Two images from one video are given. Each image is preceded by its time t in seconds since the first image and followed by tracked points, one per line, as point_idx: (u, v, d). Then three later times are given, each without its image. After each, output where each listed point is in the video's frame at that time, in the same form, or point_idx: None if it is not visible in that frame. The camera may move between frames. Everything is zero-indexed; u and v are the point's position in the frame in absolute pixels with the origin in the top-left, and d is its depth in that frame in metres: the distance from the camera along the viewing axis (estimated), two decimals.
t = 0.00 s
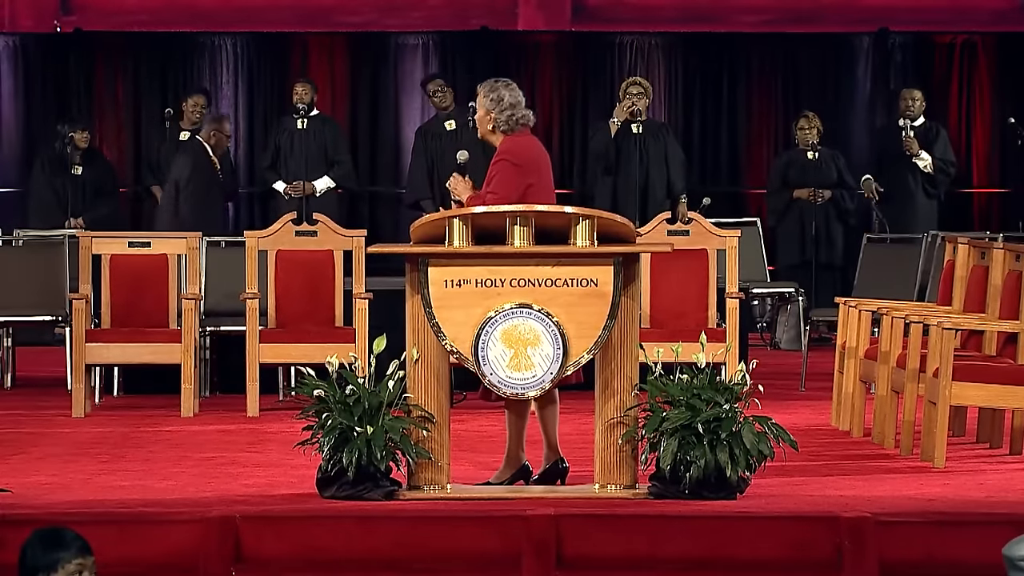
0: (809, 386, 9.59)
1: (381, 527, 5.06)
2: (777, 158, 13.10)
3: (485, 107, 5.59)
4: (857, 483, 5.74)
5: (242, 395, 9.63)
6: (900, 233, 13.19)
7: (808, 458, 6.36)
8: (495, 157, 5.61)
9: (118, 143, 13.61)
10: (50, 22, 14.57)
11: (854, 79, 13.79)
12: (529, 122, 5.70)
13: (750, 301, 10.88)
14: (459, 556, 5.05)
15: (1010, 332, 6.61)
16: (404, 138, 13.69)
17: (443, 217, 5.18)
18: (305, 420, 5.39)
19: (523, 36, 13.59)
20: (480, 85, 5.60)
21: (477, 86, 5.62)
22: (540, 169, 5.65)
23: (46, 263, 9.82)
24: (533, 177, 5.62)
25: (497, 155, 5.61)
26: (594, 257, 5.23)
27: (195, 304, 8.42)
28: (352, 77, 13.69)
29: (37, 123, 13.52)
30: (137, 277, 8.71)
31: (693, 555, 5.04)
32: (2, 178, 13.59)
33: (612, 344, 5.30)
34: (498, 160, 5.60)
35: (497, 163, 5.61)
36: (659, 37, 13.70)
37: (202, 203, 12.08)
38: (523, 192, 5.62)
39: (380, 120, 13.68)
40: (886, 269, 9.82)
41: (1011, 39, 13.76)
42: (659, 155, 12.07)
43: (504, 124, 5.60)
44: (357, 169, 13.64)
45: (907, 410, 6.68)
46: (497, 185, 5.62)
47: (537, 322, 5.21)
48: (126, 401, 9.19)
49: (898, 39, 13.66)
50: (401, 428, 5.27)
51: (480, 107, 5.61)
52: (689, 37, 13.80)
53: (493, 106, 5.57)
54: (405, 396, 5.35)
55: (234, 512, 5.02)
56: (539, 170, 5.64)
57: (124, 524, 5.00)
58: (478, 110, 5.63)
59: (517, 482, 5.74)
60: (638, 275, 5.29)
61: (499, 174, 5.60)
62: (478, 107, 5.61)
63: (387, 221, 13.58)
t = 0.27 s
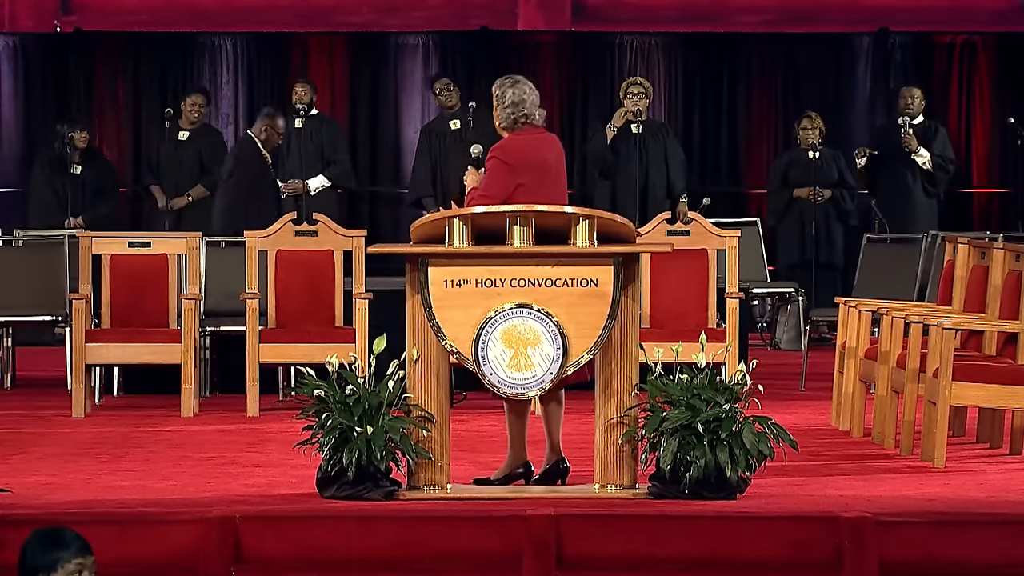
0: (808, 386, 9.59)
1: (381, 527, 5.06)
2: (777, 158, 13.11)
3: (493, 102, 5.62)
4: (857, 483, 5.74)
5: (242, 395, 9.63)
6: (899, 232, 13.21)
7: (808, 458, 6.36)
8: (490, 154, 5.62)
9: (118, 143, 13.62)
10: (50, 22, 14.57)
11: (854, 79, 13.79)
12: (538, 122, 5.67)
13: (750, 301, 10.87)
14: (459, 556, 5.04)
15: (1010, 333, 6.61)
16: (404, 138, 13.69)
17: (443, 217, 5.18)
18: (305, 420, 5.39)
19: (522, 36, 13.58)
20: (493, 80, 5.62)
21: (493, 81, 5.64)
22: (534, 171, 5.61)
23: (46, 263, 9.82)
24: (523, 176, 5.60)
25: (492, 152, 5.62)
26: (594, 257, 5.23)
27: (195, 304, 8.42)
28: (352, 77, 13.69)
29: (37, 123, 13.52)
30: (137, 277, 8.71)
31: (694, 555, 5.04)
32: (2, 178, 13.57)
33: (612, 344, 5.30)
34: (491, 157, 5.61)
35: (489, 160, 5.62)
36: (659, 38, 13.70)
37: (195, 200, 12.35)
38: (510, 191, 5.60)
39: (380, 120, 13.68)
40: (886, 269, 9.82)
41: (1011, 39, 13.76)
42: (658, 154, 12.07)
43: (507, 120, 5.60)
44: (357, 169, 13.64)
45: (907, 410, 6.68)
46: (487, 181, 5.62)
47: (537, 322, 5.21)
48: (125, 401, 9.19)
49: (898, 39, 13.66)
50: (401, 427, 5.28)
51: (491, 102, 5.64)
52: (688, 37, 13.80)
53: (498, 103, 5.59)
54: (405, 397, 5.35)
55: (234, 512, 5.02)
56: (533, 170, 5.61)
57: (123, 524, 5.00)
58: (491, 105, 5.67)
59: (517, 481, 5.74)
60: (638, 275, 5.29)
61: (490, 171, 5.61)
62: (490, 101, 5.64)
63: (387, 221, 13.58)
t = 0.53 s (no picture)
0: (809, 386, 9.59)
1: (381, 527, 5.06)
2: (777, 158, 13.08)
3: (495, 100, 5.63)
4: (857, 483, 5.74)
5: (242, 395, 9.63)
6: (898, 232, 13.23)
7: (808, 458, 6.36)
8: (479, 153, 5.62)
9: (119, 143, 13.63)
10: (50, 22, 14.57)
11: (854, 79, 13.80)
12: (537, 123, 5.63)
13: (750, 301, 10.86)
14: (459, 556, 5.04)
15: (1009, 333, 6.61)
16: (404, 138, 13.68)
17: (443, 217, 5.18)
18: (305, 420, 5.39)
19: (522, 36, 13.57)
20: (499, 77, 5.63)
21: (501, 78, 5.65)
22: (517, 173, 5.56)
23: (46, 263, 9.82)
24: (502, 179, 5.56)
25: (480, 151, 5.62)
26: (594, 257, 5.22)
27: (195, 304, 8.42)
28: (353, 78, 13.69)
29: (37, 123, 13.51)
30: (137, 277, 8.71)
31: (694, 555, 5.04)
32: (2, 178, 13.56)
33: (612, 344, 5.30)
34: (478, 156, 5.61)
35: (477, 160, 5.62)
36: (659, 38, 13.70)
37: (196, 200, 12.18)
38: (490, 194, 5.58)
39: (380, 121, 13.69)
40: (886, 269, 9.82)
41: (1011, 39, 13.77)
42: (658, 154, 12.07)
43: (500, 120, 5.61)
44: (356, 170, 13.65)
45: (907, 411, 6.68)
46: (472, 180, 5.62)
47: (537, 322, 5.21)
48: (126, 401, 9.19)
49: (898, 39, 13.67)
50: (401, 428, 5.28)
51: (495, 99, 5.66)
52: (688, 36, 13.80)
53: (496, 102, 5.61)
54: (405, 397, 5.35)
55: (234, 512, 5.01)
56: (514, 172, 5.56)
57: (124, 524, 5.00)
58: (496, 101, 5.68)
59: (517, 481, 5.74)
60: (638, 275, 5.29)
61: (475, 169, 5.61)
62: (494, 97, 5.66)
63: (387, 221, 13.59)
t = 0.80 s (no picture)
0: (808, 386, 9.59)
1: (381, 527, 5.06)
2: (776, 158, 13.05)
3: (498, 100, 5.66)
4: (857, 483, 5.74)
5: (242, 395, 9.63)
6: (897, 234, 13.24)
7: (808, 458, 6.36)
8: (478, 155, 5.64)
9: (119, 143, 13.64)
10: (50, 22, 14.57)
11: (854, 79, 13.79)
12: (538, 125, 5.64)
13: (750, 301, 10.85)
14: (458, 556, 5.04)
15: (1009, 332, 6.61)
16: (404, 137, 13.65)
17: (443, 217, 5.18)
18: (305, 420, 5.39)
19: (523, 36, 13.56)
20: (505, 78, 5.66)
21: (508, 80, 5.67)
22: (512, 173, 5.56)
23: (46, 263, 9.82)
24: (498, 179, 5.56)
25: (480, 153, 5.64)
26: (594, 257, 5.22)
27: (195, 304, 8.42)
28: (353, 78, 13.69)
29: (37, 123, 13.52)
30: (137, 277, 8.71)
31: (694, 555, 5.04)
32: (2, 178, 13.57)
33: (612, 344, 5.30)
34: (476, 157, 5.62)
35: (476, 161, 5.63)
36: (659, 37, 13.68)
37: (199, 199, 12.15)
38: (486, 194, 5.57)
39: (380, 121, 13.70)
40: (886, 268, 9.82)
41: (1011, 40, 13.77)
42: (659, 155, 12.09)
43: (501, 120, 5.63)
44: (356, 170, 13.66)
45: (907, 411, 6.68)
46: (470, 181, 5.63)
47: (537, 322, 5.21)
48: (126, 401, 9.19)
49: (899, 39, 13.65)
50: (401, 427, 5.27)
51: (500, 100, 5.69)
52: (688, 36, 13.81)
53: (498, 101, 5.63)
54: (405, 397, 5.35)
55: (234, 512, 5.01)
56: (510, 172, 5.56)
57: (124, 524, 5.00)
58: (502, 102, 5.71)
59: (518, 481, 5.74)
60: (638, 275, 5.29)
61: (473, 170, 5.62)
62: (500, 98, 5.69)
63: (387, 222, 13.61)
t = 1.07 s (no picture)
0: (808, 386, 9.59)
1: (380, 527, 5.06)
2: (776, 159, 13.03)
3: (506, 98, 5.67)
4: (856, 483, 5.75)
5: (242, 395, 9.63)
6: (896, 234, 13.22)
7: (808, 458, 6.36)
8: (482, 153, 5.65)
9: (119, 143, 13.64)
10: (50, 22, 14.57)
11: (854, 79, 13.80)
12: (541, 124, 5.64)
13: (751, 302, 10.85)
14: (458, 556, 5.04)
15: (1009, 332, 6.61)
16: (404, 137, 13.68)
17: (443, 216, 5.18)
18: (305, 420, 5.39)
19: (523, 36, 13.56)
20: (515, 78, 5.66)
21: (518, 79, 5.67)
22: (514, 172, 5.56)
23: (46, 263, 9.82)
24: (500, 178, 5.56)
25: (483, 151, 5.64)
26: (594, 257, 5.22)
27: (194, 304, 8.42)
28: (353, 78, 13.69)
29: (37, 123, 13.51)
30: (137, 277, 8.71)
31: (694, 555, 5.04)
32: (2, 178, 13.57)
33: (612, 344, 5.30)
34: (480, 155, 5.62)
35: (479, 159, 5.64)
36: (659, 38, 13.69)
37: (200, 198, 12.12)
38: (488, 195, 5.58)
39: (380, 122, 13.70)
40: (886, 268, 9.82)
41: (1011, 40, 13.77)
42: (659, 155, 12.08)
43: (506, 118, 5.64)
44: (356, 169, 13.66)
45: (906, 410, 6.68)
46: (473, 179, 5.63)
47: (537, 322, 5.20)
48: (126, 401, 9.19)
49: (898, 39, 13.67)
50: (401, 427, 5.27)
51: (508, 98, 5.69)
52: (688, 37, 13.81)
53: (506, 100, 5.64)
54: (405, 397, 5.35)
55: (234, 512, 5.01)
56: (512, 172, 5.56)
57: (123, 524, 5.00)
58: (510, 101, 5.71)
59: (518, 481, 5.74)
60: (638, 275, 5.29)
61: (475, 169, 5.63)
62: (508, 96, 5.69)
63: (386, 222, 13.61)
